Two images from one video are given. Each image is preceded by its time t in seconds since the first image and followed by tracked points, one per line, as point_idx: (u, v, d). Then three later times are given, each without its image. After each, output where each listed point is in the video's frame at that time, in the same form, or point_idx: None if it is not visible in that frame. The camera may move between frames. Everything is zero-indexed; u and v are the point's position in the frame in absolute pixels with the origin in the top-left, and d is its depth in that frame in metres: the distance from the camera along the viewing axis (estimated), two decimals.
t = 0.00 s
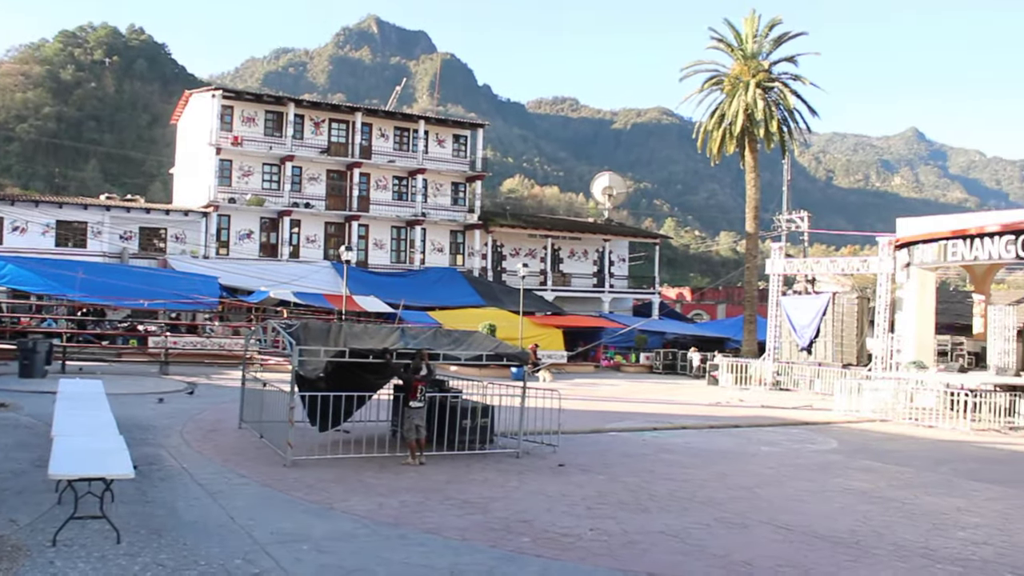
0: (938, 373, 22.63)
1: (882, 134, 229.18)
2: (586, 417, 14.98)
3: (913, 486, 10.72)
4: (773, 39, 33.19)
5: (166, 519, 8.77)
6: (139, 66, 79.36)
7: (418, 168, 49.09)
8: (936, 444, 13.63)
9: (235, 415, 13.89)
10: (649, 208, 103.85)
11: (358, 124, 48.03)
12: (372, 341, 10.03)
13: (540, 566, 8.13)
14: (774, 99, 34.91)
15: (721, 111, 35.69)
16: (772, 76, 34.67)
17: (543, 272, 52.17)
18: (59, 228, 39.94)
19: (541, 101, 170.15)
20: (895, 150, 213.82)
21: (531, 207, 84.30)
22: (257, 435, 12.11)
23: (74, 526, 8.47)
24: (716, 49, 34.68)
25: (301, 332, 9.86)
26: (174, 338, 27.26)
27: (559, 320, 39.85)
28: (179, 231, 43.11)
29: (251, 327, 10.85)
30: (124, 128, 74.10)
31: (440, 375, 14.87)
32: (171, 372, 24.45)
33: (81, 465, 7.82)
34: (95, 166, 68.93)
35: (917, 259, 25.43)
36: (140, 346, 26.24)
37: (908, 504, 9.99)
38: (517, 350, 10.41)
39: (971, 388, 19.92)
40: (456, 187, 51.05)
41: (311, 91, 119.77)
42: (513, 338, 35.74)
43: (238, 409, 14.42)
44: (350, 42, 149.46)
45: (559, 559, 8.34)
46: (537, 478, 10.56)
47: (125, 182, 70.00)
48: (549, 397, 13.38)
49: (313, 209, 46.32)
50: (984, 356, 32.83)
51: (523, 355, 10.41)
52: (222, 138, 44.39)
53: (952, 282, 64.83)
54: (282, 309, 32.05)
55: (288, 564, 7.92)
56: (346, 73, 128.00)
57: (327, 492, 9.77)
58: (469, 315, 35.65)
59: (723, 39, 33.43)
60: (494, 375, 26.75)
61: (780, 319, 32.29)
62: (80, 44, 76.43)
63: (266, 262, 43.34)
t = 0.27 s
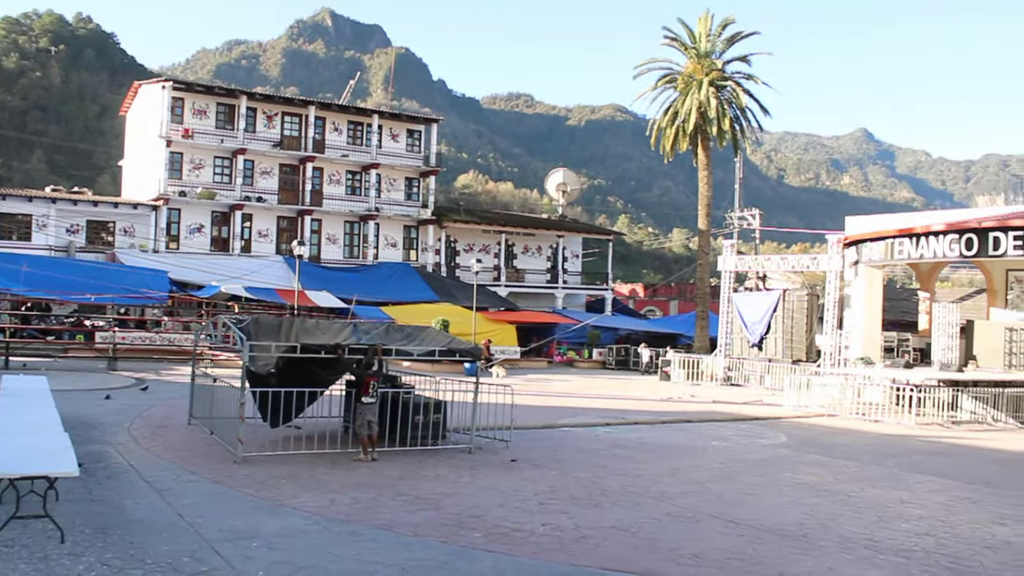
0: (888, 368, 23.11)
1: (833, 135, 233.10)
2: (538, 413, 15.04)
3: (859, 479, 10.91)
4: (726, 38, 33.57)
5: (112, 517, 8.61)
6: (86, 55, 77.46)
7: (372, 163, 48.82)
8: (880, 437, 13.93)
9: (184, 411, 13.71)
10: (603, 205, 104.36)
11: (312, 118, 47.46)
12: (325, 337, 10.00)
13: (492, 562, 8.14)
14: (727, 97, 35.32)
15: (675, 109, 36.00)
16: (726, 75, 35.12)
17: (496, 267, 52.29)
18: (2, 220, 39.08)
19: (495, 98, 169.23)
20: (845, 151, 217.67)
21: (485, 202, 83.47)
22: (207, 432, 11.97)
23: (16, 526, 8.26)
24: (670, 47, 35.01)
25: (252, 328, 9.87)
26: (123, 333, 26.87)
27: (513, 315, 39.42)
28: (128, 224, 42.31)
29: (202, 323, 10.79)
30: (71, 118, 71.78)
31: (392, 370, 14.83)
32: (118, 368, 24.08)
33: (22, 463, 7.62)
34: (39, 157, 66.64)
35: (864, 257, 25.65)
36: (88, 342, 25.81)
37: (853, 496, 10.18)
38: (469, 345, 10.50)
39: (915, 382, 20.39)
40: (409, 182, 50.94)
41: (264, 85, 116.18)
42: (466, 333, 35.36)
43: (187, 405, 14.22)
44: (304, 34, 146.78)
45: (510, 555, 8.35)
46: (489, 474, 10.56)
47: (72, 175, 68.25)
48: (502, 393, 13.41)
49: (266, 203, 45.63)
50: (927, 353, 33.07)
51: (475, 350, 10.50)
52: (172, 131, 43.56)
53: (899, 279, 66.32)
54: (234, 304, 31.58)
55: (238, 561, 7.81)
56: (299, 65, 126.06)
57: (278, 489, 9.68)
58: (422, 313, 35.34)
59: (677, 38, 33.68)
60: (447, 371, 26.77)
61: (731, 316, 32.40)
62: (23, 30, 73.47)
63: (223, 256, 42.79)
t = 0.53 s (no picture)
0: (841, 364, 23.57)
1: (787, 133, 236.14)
2: (493, 409, 15.05)
3: (809, 472, 11.07)
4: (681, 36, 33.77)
5: (58, 518, 8.42)
6: (34, 44, 75.04)
7: (327, 159, 48.40)
8: (830, 431, 14.18)
9: (134, 410, 13.51)
10: (559, 201, 104.28)
11: (266, 113, 46.95)
12: (279, 334, 9.98)
13: (447, 558, 8.12)
14: (682, 95, 35.59)
15: (630, 106, 36.14)
16: (681, 73, 35.16)
17: (452, 264, 52.20)
18: None
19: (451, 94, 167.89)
20: (798, 150, 220.59)
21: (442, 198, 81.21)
22: (158, 430, 11.81)
23: None
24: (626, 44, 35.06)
25: (204, 325, 9.83)
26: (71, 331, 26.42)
27: (468, 313, 39.39)
28: (77, 219, 41.61)
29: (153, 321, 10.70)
30: (15, 110, 69.93)
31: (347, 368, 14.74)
32: (66, 366, 23.77)
33: None
34: None
35: (816, 254, 26.36)
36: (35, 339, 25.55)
37: (805, 489, 10.33)
38: (424, 341, 10.48)
39: (865, 377, 20.83)
40: (365, 178, 50.56)
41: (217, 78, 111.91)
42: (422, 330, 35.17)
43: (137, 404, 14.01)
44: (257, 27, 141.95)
45: (465, 551, 8.34)
46: (444, 470, 10.54)
47: (17, 168, 66.51)
48: (457, 390, 13.39)
49: (219, 198, 45.19)
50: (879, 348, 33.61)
51: (429, 347, 10.48)
52: (123, 124, 42.86)
53: (850, 276, 67.57)
54: (185, 300, 31.09)
55: (189, 561, 7.68)
56: (253, 59, 122.02)
57: (230, 487, 9.58)
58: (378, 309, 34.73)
59: (633, 35, 33.86)
60: (402, 368, 26.76)
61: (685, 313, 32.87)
62: None
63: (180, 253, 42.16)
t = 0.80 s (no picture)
0: (790, 355, 24.13)
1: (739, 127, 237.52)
2: (445, 402, 15.04)
3: (758, 462, 11.23)
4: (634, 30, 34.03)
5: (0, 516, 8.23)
6: None
7: (279, 150, 47.78)
8: (778, 421, 14.40)
9: (80, 405, 13.27)
10: (511, 194, 103.42)
11: (217, 103, 46.30)
12: (229, 327, 9.94)
13: (400, 551, 8.11)
14: (635, 89, 35.88)
15: (584, 99, 36.32)
16: (633, 67, 35.63)
17: (405, 256, 51.93)
18: None
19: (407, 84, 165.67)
20: (750, 145, 221.98)
21: (394, 190, 79.17)
22: (106, 426, 11.64)
23: None
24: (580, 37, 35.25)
25: (152, 319, 9.79)
26: (16, 325, 26.57)
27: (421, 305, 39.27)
28: (21, 211, 40.91)
29: (101, 314, 10.61)
30: None
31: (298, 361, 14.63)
32: (6, 360, 23.45)
33: None
34: None
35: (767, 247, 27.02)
36: None
37: (754, 479, 10.48)
38: (377, 334, 10.46)
39: (814, 368, 21.24)
40: (317, 170, 50.06)
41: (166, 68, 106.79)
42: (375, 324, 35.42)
43: (82, 399, 13.76)
44: (208, 15, 134.61)
45: (418, 544, 8.33)
46: (397, 463, 10.52)
47: None
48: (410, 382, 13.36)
49: (169, 189, 44.54)
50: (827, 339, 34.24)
51: (382, 339, 10.45)
52: (68, 114, 42.03)
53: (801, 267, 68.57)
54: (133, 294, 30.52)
55: (137, 558, 7.56)
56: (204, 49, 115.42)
57: (179, 483, 9.46)
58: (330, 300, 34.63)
59: (587, 28, 33.92)
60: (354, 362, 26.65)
61: (640, 304, 34.59)
62: None
63: (133, 245, 41.38)
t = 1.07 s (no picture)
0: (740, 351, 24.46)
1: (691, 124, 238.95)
2: (395, 398, 15.00)
3: (705, 456, 11.36)
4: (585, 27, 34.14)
5: None
6: None
7: (226, 144, 47.16)
8: (724, 415, 14.59)
9: (18, 404, 12.97)
10: (463, 189, 102.79)
11: (163, 96, 45.50)
12: (175, 323, 9.84)
13: (348, 548, 8.06)
14: (586, 85, 36.00)
15: (534, 95, 36.34)
16: (584, 63, 35.79)
17: (355, 252, 51.60)
18: None
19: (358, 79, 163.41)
20: (701, 142, 223.61)
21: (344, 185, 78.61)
22: (47, 424, 11.42)
23: None
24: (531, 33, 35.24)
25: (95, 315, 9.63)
26: None
27: (372, 301, 38.92)
28: None
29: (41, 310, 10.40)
30: None
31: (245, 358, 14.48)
32: None
33: None
34: None
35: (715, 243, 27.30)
36: None
37: (702, 472, 10.60)
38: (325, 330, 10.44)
39: (762, 364, 21.64)
40: (266, 164, 49.52)
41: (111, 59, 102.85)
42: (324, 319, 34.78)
43: (22, 398, 13.45)
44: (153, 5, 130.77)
45: (366, 541, 8.28)
46: (345, 460, 10.47)
47: None
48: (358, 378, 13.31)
49: (113, 183, 43.85)
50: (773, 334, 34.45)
51: (331, 335, 10.44)
52: (8, 105, 41.05)
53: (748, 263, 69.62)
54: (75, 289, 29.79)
55: (78, 559, 7.40)
56: (151, 41, 111.28)
57: (122, 482, 9.29)
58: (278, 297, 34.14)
59: (538, 24, 33.95)
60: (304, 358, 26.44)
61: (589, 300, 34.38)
62: None
63: (81, 241, 40.48)
